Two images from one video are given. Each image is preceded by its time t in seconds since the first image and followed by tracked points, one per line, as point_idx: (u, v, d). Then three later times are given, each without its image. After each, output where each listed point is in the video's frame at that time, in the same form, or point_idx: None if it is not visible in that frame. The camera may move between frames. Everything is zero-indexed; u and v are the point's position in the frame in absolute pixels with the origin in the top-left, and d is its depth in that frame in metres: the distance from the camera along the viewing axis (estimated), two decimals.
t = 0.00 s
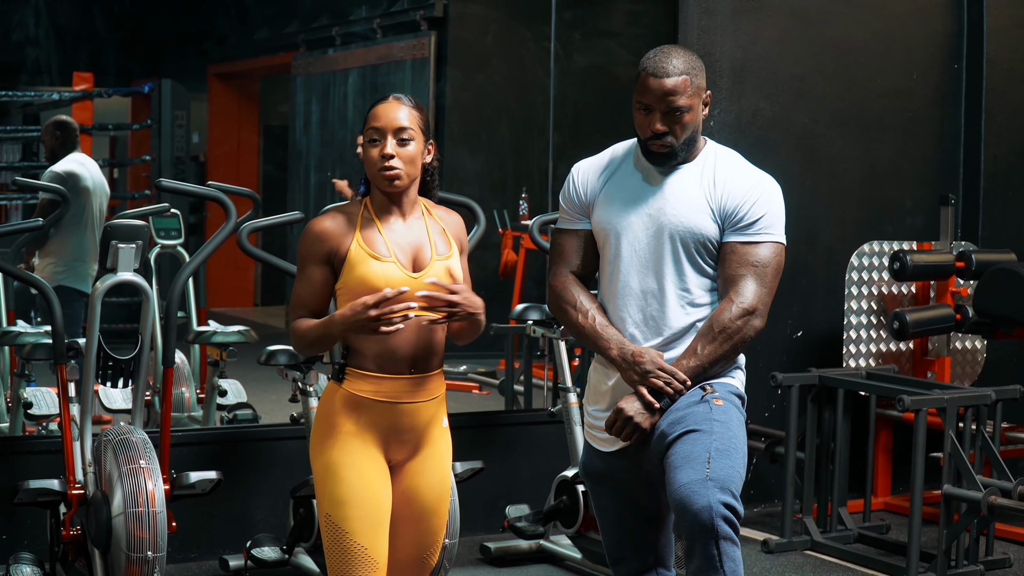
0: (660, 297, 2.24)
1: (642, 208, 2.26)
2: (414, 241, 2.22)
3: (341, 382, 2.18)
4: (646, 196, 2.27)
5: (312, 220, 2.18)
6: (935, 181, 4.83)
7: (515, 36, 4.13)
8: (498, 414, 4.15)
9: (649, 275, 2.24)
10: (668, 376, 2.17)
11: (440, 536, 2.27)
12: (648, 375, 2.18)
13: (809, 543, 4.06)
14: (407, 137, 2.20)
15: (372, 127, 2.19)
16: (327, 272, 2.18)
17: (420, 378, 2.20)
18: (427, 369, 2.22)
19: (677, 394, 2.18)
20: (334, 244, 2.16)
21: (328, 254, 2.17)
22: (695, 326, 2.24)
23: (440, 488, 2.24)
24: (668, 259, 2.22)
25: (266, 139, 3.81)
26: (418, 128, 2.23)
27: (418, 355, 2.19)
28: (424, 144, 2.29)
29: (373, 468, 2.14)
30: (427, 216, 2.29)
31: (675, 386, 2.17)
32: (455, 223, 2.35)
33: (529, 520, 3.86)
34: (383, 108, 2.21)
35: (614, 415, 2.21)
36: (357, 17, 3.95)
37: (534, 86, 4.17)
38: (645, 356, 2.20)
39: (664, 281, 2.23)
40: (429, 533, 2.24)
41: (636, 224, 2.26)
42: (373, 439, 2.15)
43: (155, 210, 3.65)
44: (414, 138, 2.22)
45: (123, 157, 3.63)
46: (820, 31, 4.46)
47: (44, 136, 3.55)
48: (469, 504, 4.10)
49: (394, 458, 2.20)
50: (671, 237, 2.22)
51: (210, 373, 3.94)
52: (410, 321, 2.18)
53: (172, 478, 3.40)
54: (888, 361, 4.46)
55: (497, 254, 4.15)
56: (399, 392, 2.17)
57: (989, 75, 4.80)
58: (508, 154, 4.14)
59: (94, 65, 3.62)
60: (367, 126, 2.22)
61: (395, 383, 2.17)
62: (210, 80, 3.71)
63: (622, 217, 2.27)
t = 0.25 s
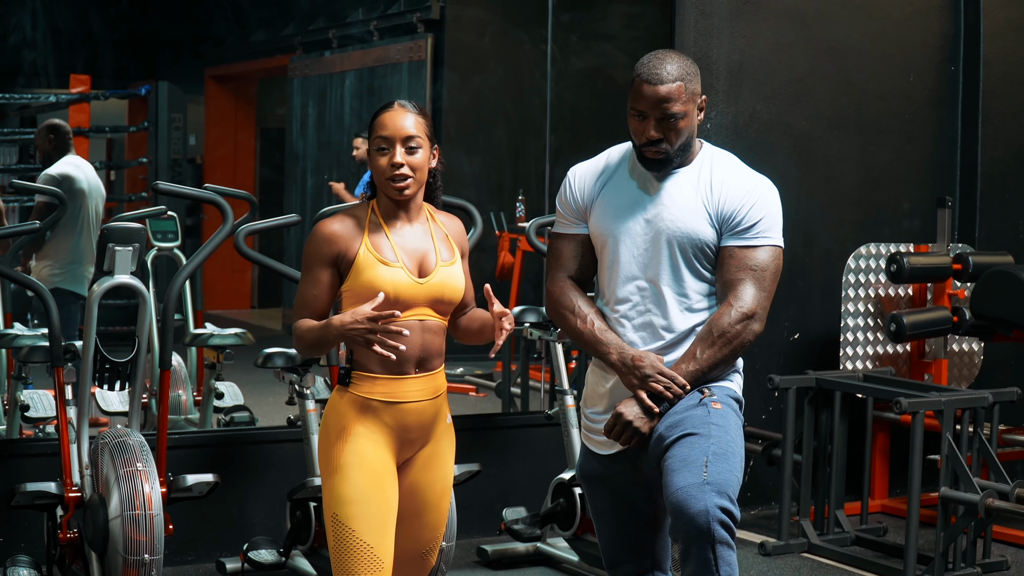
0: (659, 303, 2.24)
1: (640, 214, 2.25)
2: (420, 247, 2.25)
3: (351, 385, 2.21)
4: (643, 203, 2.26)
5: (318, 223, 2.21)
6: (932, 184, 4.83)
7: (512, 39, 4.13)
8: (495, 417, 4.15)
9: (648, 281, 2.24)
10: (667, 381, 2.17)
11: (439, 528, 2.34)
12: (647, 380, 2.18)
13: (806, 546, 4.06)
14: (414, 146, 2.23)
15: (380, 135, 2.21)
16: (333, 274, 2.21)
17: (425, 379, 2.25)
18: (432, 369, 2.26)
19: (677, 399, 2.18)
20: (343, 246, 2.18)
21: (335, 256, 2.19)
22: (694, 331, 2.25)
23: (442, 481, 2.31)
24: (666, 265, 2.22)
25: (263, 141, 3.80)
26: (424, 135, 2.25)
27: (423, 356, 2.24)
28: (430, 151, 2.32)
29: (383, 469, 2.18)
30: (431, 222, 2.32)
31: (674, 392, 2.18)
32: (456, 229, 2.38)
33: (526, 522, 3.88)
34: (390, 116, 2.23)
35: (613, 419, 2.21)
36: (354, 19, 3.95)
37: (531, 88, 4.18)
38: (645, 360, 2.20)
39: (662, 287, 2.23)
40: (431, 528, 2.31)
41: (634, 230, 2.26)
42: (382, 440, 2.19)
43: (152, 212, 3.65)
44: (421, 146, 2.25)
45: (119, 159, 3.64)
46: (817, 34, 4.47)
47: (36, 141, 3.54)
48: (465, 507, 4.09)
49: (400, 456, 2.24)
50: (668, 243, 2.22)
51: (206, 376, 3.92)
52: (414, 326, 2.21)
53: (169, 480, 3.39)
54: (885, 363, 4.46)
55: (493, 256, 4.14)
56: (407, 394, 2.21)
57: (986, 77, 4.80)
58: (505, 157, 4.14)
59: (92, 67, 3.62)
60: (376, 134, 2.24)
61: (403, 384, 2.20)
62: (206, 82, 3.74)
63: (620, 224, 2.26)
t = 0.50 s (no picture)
0: (658, 306, 2.24)
1: (638, 217, 2.25)
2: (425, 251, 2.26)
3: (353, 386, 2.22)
4: (641, 206, 2.26)
5: (321, 228, 2.19)
6: (930, 186, 4.83)
7: (510, 41, 4.14)
8: (493, 419, 4.15)
9: (646, 284, 2.24)
10: (665, 384, 2.17)
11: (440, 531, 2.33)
12: (645, 383, 2.18)
13: (804, 548, 4.06)
14: (437, 152, 2.25)
15: (409, 140, 2.21)
16: (339, 277, 2.19)
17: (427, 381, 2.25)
18: (432, 371, 2.27)
19: (675, 402, 2.18)
20: (349, 250, 2.18)
21: (343, 260, 2.18)
22: (692, 334, 2.24)
23: (443, 484, 2.30)
24: (664, 268, 2.22)
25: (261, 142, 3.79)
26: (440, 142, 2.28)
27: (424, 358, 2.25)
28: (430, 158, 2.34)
29: (385, 469, 2.18)
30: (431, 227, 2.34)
31: (672, 395, 2.17)
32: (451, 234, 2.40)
33: (523, 524, 3.88)
34: (411, 122, 2.24)
35: (611, 422, 2.21)
36: (352, 21, 3.95)
37: (529, 90, 4.18)
38: (642, 363, 2.19)
39: (660, 290, 2.23)
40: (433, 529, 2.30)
41: (633, 233, 2.25)
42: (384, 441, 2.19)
43: (150, 215, 3.66)
44: (439, 153, 2.27)
45: (117, 161, 3.63)
46: (815, 36, 4.47)
47: (33, 142, 3.55)
48: (463, 509, 4.10)
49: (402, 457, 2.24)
50: (666, 246, 2.22)
51: (205, 377, 3.89)
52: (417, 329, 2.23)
53: (167, 482, 3.39)
54: (883, 366, 4.47)
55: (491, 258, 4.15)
56: (409, 395, 2.22)
57: (985, 80, 4.80)
58: (503, 158, 4.14)
59: (90, 69, 3.63)
60: (398, 139, 2.23)
61: (405, 385, 2.21)
62: (205, 84, 3.74)
63: (618, 227, 2.26)
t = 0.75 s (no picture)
0: (654, 308, 2.24)
1: (635, 220, 2.25)
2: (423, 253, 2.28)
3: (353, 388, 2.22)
4: (638, 209, 2.26)
5: (321, 233, 2.17)
6: (927, 189, 4.84)
7: (508, 44, 4.14)
8: (490, 422, 4.15)
9: (643, 286, 2.24)
10: (661, 387, 2.17)
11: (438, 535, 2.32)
12: (641, 386, 2.18)
13: (801, 551, 4.05)
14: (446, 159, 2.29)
15: (428, 146, 2.23)
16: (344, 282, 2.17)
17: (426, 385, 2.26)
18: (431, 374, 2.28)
19: (671, 405, 2.18)
20: (352, 254, 2.16)
21: (346, 265, 2.16)
22: (689, 336, 2.24)
23: (442, 488, 2.30)
24: (660, 270, 2.22)
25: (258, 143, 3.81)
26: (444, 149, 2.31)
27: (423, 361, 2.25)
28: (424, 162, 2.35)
29: (384, 471, 2.18)
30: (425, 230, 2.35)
31: (668, 398, 2.17)
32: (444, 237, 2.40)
33: (521, 526, 3.90)
34: (424, 128, 2.26)
35: (607, 426, 2.21)
36: (350, 23, 3.95)
37: (527, 93, 4.18)
38: (638, 366, 2.20)
39: (656, 292, 2.23)
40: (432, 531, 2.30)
41: (630, 236, 2.25)
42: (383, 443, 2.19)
43: (148, 216, 3.63)
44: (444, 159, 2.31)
45: (115, 162, 3.63)
46: (812, 39, 4.47)
47: (32, 143, 3.54)
48: (461, 511, 4.09)
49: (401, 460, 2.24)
50: (662, 248, 2.22)
51: (201, 380, 3.88)
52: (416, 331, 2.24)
53: (164, 484, 3.38)
54: (880, 369, 4.47)
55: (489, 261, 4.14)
56: (409, 398, 2.22)
57: (982, 83, 4.80)
58: (501, 161, 4.14)
59: (88, 70, 3.63)
60: (412, 144, 2.24)
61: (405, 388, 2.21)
62: (203, 86, 3.74)
63: (615, 230, 2.26)
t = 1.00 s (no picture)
0: (650, 308, 2.23)
1: (632, 220, 2.25)
2: (420, 253, 2.27)
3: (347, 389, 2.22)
4: (635, 209, 2.26)
5: (316, 230, 2.19)
6: (926, 191, 4.84)
7: (507, 45, 4.14)
8: (488, 423, 4.16)
9: (639, 285, 2.24)
10: (654, 388, 2.17)
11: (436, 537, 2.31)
12: (635, 387, 2.19)
13: (799, 553, 4.06)
14: (438, 159, 2.27)
15: (415, 146, 2.22)
16: (336, 279, 2.18)
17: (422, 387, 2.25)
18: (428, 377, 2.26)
19: (665, 406, 2.18)
20: (345, 252, 2.17)
21: (338, 263, 2.17)
22: (685, 335, 2.23)
23: (438, 490, 2.29)
24: (656, 269, 2.22)
25: (256, 146, 3.80)
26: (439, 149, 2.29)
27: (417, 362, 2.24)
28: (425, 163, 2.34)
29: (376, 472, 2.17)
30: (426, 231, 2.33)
31: (662, 399, 2.17)
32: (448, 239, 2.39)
33: (519, 529, 3.88)
34: (414, 128, 2.25)
35: (602, 426, 2.22)
36: (347, 25, 3.96)
37: (525, 94, 4.18)
38: (633, 367, 2.20)
39: (653, 291, 2.22)
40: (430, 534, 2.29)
41: (626, 236, 2.25)
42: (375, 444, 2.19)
43: (145, 216, 3.69)
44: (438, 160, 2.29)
45: (113, 164, 3.63)
46: (811, 40, 4.47)
47: (32, 143, 3.54)
48: (459, 512, 4.10)
49: (396, 461, 2.24)
50: (659, 247, 2.22)
51: (200, 381, 3.89)
52: (409, 331, 2.22)
53: (163, 485, 3.38)
54: (878, 370, 4.46)
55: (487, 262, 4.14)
56: (403, 400, 2.21)
57: (981, 84, 4.80)
58: (500, 163, 4.15)
59: (86, 72, 3.63)
60: (401, 145, 2.24)
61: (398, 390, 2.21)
62: (200, 88, 3.74)
63: (611, 229, 2.27)
